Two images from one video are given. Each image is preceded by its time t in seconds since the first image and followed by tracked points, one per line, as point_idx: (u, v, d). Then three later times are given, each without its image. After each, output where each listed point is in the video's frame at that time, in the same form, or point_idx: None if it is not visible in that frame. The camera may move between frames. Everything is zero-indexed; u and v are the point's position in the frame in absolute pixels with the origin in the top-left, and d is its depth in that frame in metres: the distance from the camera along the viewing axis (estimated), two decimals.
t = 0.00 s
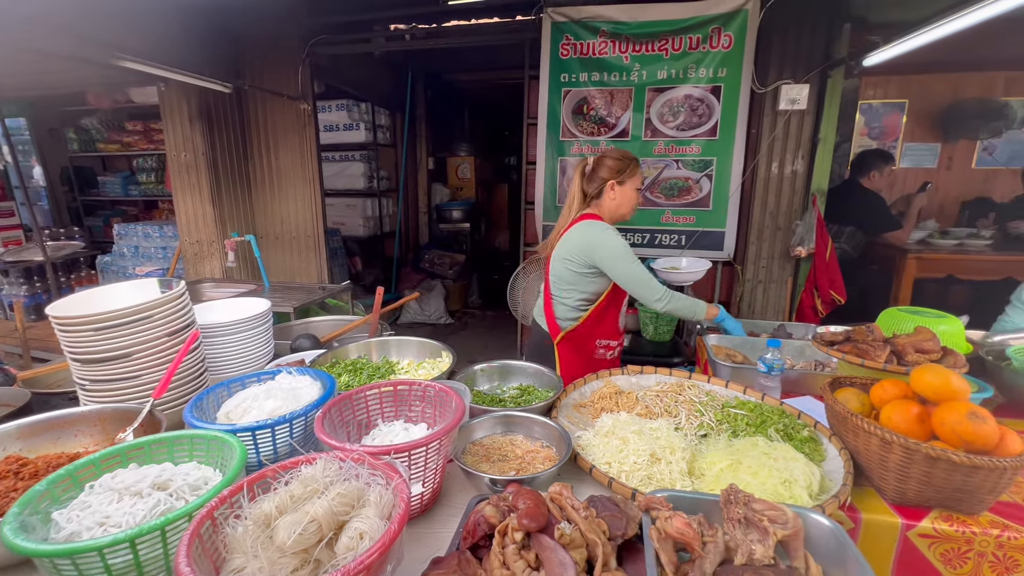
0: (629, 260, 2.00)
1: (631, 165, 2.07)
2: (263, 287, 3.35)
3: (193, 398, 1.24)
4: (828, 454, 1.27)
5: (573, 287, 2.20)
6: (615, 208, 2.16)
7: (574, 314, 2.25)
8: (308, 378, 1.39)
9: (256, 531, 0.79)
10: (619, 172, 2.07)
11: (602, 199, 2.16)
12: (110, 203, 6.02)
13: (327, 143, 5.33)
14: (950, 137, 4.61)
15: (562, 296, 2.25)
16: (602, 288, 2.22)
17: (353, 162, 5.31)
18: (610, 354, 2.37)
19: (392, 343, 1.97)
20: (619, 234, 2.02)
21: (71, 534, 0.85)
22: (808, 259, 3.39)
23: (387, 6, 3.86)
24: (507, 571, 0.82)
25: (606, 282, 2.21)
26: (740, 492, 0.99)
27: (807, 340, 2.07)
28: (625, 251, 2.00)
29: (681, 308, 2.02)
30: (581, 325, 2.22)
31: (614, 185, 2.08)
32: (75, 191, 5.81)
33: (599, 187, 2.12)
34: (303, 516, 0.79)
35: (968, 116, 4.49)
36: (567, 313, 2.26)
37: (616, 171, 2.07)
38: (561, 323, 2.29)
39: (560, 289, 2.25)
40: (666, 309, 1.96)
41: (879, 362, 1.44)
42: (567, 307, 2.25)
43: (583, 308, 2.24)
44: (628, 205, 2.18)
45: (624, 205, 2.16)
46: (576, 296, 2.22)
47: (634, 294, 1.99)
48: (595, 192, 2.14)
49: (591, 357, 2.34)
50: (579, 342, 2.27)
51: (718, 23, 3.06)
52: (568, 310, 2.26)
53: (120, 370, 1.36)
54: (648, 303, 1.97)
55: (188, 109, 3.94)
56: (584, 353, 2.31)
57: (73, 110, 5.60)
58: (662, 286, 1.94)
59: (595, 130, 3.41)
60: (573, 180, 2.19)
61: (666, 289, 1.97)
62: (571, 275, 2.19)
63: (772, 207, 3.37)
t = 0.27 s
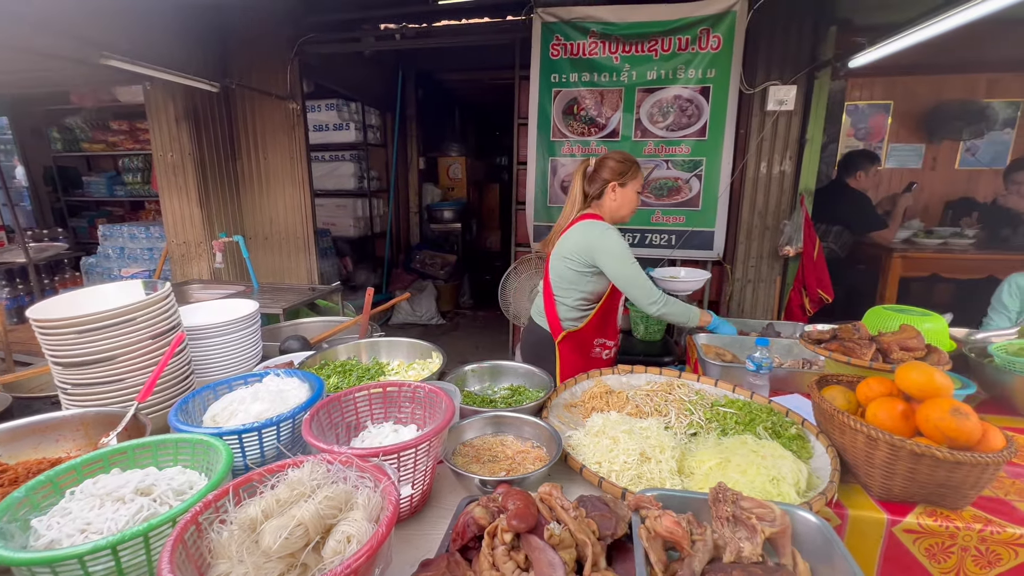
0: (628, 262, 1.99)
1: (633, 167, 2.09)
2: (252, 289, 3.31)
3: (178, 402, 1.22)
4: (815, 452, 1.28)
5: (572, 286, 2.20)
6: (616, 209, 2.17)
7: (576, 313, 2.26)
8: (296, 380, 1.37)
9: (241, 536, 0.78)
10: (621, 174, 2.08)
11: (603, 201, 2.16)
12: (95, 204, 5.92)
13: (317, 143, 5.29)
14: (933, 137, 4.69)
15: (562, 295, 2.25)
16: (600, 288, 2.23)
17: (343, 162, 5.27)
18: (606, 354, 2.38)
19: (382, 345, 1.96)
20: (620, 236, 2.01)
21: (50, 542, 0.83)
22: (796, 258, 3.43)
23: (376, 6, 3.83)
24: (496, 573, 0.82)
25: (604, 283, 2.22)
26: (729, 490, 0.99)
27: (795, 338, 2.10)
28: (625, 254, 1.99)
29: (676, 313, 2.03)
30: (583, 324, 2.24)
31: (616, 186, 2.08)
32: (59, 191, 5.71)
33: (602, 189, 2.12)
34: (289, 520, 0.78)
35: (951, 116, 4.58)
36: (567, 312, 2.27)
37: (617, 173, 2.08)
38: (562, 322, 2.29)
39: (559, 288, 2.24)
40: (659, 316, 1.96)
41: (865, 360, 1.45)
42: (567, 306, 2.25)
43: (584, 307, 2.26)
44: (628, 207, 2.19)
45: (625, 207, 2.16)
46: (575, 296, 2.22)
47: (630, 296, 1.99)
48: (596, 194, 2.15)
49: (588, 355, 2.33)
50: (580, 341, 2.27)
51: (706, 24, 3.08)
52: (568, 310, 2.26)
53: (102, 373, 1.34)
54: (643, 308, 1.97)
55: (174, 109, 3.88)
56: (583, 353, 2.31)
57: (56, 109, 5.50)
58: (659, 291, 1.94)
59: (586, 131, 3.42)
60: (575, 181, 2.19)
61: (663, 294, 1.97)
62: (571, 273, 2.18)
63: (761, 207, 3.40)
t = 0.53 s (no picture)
0: (619, 258, 1.98)
1: (627, 167, 2.09)
2: (243, 290, 3.28)
3: (167, 405, 1.21)
4: (806, 450, 1.29)
5: (565, 284, 2.20)
6: (611, 209, 2.17)
7: (570, 312, 2.27)
8: (287, 382, 1.36)
9: (231, 540, 0.77)
10: (615, 173, 2.08)
11: (597, 200, 2.16)
12: (82, 204, 5.84)
13: (309, 143, 5.26)
14: (921, 137, 4.75)
15: (555, 293, 2.25)
16: (594, 286, 2.22)
17: (335, 162, 5.24)
18: (600, 354, 2.39)
19: (374, 346, 1.95)
20: (611, 232, 2.00)
21: (35, 549, 0.81)
22: (787, 257, 3.46)
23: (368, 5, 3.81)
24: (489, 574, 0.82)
25: (599, 280, 2.21)
26: (721, 489, 0.99)
27: (786, 336, 2.11)
28: (615, 250, 1.98)
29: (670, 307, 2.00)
30: (577, 323, 2.25)
31: (610, 185, 2.08)
32: (45, 191, 5.64)
33: (597, 188, 2.12)
34: (280, 524, 0.78)
35: (937, 117, 4.63)
36: (560, 310, 2.27)
37: (612, 172, 2.08)
38: (556, 321, 2.28)
39: (552, 286, 2.24)
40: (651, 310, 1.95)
41: (854, 358, 1.47)
42: (560, 305, 2.25)
43: (577, 306, 2.26)
44: (622, 207, 2.18)
45: (619, 206, 2.16)
46: (568, 294, 2.23)
47: (622, 292, 1.98)
48: (591, 193, 2.15)
49: (582, 355, 2.33)
50: (573, 340, 2.27)
51: (698, 25, 3.10)
52: (562, 309, 2.26)
53: (90, 376, 1.32)
54: (634, 303, 1.95)
55: (162, 108, 3.82)
56: (576, 352, 2.30)
57: (42, 108, 5.42)
58: (649, 285, 1.92)
59: (578, 131, 3.42)
60: (569, 181, 2.19)
61: (655, 289, 1.95)
62: (563, 271, 2.18)
63: (752, 206, 3.42)
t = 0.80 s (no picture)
0: (613, 250, 1.98)
1: (620, 165, 2.09)
2: (234, 290, 3.25)
3: (154, 407, 1.19)
4: (798, 448, 1.29)
5: (559, 282, 2.19)
6: (604, 208, 2.16)
7: (564, 311, 2.26)
8: (278, 383, 1.35)
9: (217, 545, 0.76)
10: (609, 171, 2.08)
11: (591, 199, 2.15)
12: (71, 204, 5.77)
13: (301, 142, 5.22)
14: (911, 137, 4.80)
15: (549, 291, 2.24)
16: (590, 282, 2.21)
17: (328, 161, 5.21)
18: (594, 354, 2.42)
19: (366, 346, 1.94)
20: (603, 225, 2.00)
21: (16, 556, 0.80)
22: (780, 256, 3.47)
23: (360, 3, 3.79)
24: None
25: (594, 277, 2.20)
26: (713, 488, 0.99)
27: (778, 335, 2.13)
28: (609, 243, 1.97)
29: (671, 291, 2.01)
30: (571, 320, 2.24)
31: (604, 184, 2.08)
32: (33, 191, 5.56)
33: (591, 187, 2.12)
34: (267, 528, 0.77)
35: (927, 118, 4.65)
36: (555, 308, 2.26)
37: (605, 171, 2.08)
38: (550, 320, 2.28)
39: (546, 285, 2.24)
40: (653, 296, 1.95)
41: (845, 357, 1.48)
42: (555, 303, 2.25)
43: (572, 303, 2.25)
44: (616, 206, 2.18)
45: (613, 205, 2.16)
46: (564, 291, 2.22)
47: (621, 282, 1.98)
48: (585, 192, 2.14)
49: (577, 354, 2.36)
50: (567, 340, 2.28)
51: (690, 25, 3.11)
52: (557, 308, 2.26)
53: (76, 379, 1.30)
54: (636, 292, 1.95)
55: (151, 107, 3.76)
56: (570, 352, 2.32)
57: (29, 107, 5.34)
58: (647, 272, 1.91)
59: (572, 130, 3.42)
60: (562, 181, 2.18)
61: (653, 275, 1.94)
62: (558, 269, 2.18)
63: (745, 206, 3.44)
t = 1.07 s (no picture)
0: (610, 249, 1.98)
1: (615, 164, 2.09)
2: (228, 290, 3.23)
3: (144, 410, 1.17)
4: (792, 447, 1.29)
5: (555, 281, 2.19)
6: (600, 207, 2.16)
7: (559, 310, 2.25)
8: (270, 384, 1.34)
9: (206, 549, 0.75)
10: (604, 170, 2.08)
11: (586, 199, 2.16)
12: (62, 204, 5.71)
13: (295, 141, 5.19)
14: (904, 136, 4.83)
15: (544, 291, 2.23)
16: (586, 282, 2.20)
17: (322, 160, 5.19)
18: (591, 353, 2.39)
19: (360, 347, 1.93)
20: (599, 224, 2.00)
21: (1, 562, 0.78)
22: (774, 255, 3.48)
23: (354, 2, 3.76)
24: None
25: (590, 276, 2.19)
26: (707, 488, 0.99)
27: (772, 334, 2.13)
28: (605, 241, 1.97)
29: (665, 288, 2.03)
30: (566, 319, 2.23)
31: (599, 183, 2.08)
32: (24, 191, 5.51)
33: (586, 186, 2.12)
34: (257, 531, 0.76)
35: (920, 116, 4.71)
36: (550, 308, 2.25)
37: (600, 170, 2.08)
38: (546, 320, 2.27)
39: (541, 285, 2.23)
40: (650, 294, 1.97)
41: (838, 355, 1.48)
42: (550, 303, 2.24)
43: (567, 302, 2.23)
44: (611, 205, 2.19)
45: (608, 204, 2.17)
46: (559, 291, 2.21)
47: (618, 280, 1.98)
48: (580, 192, 2.15)
49: (575, 353, 2.34)
50: (562, 339, 2.28)
51: (685, 24, 3.11)
52: (553, 308, 2.25)
53: (64, 381, 1.28)
54: (633, 290, 1.97)
55: (143, 106, 3.73)
56: (566, 351, 2.31)
57: (19, 106, 5.28)
58: (644, 270, 1.92)
59: (567, 130, 3.42)
60: (557, 180, 2.18)
61: (650, 273, 1.96)
62: (554, 268, 2.17)
63: (739, 205, 3.45)
